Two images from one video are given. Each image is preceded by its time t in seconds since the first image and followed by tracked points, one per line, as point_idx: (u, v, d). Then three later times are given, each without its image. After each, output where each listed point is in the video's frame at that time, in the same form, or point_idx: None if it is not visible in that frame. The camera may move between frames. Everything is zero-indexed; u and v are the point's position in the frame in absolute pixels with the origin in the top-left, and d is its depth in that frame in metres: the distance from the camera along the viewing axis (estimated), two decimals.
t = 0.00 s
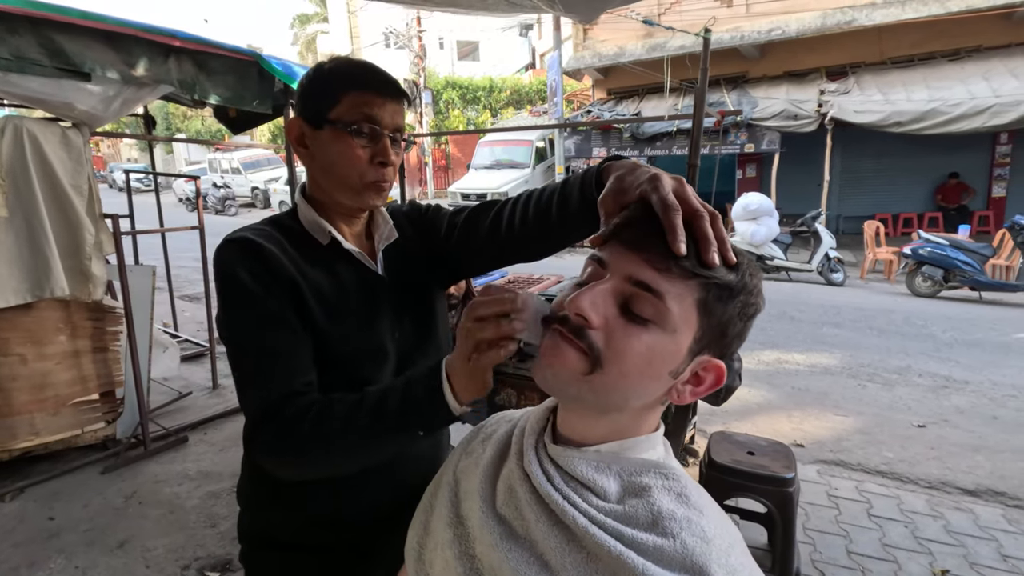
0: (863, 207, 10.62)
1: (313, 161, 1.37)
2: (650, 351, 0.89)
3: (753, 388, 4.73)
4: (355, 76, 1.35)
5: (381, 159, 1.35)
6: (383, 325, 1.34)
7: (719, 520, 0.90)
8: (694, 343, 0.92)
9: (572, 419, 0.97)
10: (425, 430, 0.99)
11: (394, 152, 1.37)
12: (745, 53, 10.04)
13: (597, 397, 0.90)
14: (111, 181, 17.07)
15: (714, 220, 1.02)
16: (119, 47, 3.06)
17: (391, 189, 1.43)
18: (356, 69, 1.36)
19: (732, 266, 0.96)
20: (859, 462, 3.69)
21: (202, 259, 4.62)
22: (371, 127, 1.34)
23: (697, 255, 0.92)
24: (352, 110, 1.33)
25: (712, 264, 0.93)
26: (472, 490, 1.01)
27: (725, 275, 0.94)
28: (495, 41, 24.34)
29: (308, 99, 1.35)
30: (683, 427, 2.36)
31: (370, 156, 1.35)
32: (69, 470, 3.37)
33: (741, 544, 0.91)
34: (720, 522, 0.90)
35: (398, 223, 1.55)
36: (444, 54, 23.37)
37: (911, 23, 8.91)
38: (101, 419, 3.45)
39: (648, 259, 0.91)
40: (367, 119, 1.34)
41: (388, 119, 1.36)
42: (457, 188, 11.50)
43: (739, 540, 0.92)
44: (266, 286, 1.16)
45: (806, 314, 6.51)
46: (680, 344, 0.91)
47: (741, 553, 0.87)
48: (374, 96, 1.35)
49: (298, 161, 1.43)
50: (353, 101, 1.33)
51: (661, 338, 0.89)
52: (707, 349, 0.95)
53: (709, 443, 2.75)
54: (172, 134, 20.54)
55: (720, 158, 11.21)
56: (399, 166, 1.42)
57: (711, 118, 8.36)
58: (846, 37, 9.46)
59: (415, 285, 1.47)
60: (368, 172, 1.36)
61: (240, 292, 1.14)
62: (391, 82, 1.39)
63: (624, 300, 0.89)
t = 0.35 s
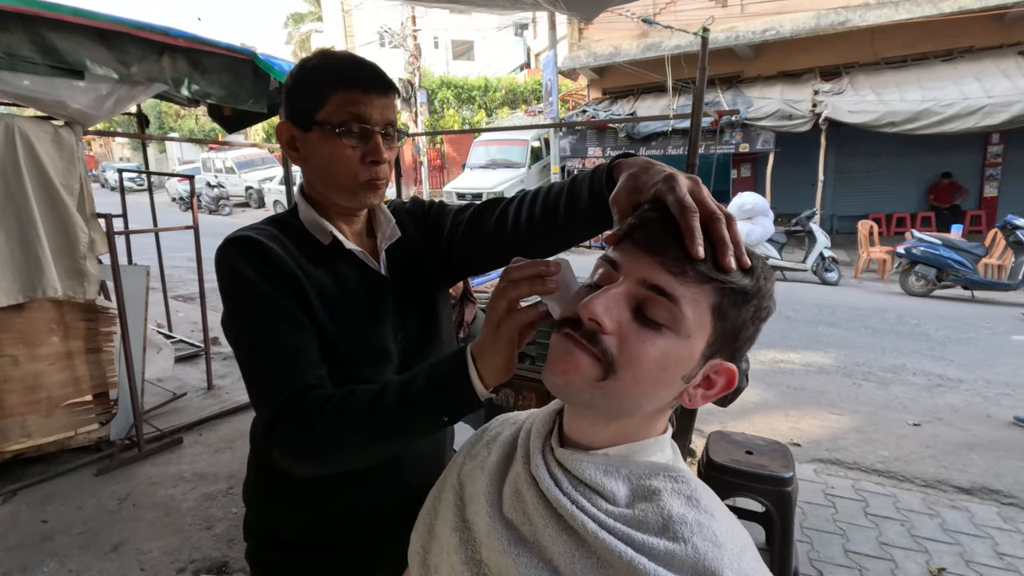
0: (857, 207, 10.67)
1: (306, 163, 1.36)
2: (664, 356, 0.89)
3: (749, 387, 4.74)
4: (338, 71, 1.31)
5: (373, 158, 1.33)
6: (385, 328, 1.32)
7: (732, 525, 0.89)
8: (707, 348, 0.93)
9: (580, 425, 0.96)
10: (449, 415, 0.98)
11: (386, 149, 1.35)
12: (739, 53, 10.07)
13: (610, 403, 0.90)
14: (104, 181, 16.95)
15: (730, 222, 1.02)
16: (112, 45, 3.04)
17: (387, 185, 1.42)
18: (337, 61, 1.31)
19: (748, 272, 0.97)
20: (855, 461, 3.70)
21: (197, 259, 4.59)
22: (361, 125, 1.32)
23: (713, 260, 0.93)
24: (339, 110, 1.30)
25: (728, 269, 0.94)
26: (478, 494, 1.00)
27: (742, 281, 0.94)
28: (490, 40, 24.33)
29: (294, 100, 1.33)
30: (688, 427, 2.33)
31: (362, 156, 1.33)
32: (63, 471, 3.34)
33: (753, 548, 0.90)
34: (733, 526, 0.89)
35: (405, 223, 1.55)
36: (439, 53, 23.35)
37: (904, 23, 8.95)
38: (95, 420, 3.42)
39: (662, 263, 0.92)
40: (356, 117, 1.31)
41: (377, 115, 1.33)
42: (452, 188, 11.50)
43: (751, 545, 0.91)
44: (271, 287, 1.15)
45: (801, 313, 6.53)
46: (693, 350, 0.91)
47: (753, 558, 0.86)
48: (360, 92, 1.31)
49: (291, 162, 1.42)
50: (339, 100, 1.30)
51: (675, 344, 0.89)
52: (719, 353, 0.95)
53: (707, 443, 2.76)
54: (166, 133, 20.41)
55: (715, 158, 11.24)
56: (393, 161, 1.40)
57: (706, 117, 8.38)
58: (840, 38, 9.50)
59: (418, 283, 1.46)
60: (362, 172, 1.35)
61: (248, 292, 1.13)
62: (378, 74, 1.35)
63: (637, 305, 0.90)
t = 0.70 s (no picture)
0: (850, 207, 10.71)
1: (283, 169, 1.35)
2: (677, 361, 0.89)
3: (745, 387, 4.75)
4: (304, 69, 1.27)
5: (350, 159, 1.31)
6: (382, 334, 1.31)
7: (742, 531, 0.89)
8: (720, 350, 0.94)
9: (589, 429, 0.96)
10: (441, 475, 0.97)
11: (364, 148, 1.32)
12: (734, 54, 10.10)
13: (622, 410, 0.90)
14: (97, 178, 16.85)
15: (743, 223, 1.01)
16: (104, 41, 3.00)
17: (370, 183, 1.39)
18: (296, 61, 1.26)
19: (760, 275, 0.98)
20: (850, 461, 3.71)
21: (191, 258, 4.55)
22: (334, 126, 1.29)
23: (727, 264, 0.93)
24: (309, 113, 1.27)
25: (743, 272, 0.94)
26: (482, 500, 0.98)
27: (756, 285, 0.96)
28: (486, 39, 24.29)
29: (262, 107, 1.31)
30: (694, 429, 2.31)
31: (339, 158, 1.31)
32: (52, 473, 3.29)
33: (762, 553, 0.90)
34: (743, 533, 0.89)
35: (395, 224, 1.52)
36: (434, 52, 23.33)
37: (898, 25, 8.98)
38: (86, 420, 3.39)
39: (677, 265, 0.91)
40: (327, 119, 1.28)
41: (350, 113, 1.30)
42: (447, 187, 11.49)
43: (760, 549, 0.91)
44: (260, 307, 1.11)
45: (796, 313, 6.55)
46: (706, 353, 0.92)
47: (763, 563, 0.87)
48: (329, 92, 1.28)
49: (268, 169, 1.41)
50: (307, 103, 1.27)
51: (689, 348, 0.90)
52: (731, 356, 0.97)
53: (704, 443, 2.75)
54: (159, 130, 20.30)
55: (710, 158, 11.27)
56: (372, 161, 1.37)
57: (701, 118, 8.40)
58: (835, 39, 9.54)
59: (410, 284, 1.44)
60: (341, 174, 1.33)
61: (235, 316, 1.09)
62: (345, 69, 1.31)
63: (650, 309, 0.90)
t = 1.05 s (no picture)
0: (845, 208, 10.74)
1: (262, 169, 1.25)
2: (715, 355, 0.91)
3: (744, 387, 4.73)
4: (276, 59, 1.13)
5: (336, 157, 1.21)
6: (385, 338, 1.26)
7: (789, 546, 0.90)
8: (760, 347, 0.96)
9: (628, 440, 0.98)
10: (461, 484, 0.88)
11: (349, 143, 1.22)
12: (731, 54, 10.12)
13: (659, 411, 0.92)
14: (88, 174, 16.67)
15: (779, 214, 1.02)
16: (98, 33, 2.94)
17: (358, 177, 1.30)
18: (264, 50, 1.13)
19: (799, 267, 0.99)
20: (851, 463, 3.69)
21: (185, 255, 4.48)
22: (315, 122, 1.18)
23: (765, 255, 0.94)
24: (286, 109, 1.16)
25: (781, 263, 0.96)
26: (509, 515, 1.02)
27: (794, 276, 0.97)
28: (482, 37, 24.22)
29: (233, 101, 1.19)
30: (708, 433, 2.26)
31: (322, 156, 1.20)
32: (43, 474, 3.22)
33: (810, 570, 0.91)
34: (790, 549, 0.90)
35: (394, 223, 1.47)
36: (429, 49, 23.27)
37: (893, 27, 9.03)
38: (77, 420, 3.31)
39: (712, 256, 0.93)
40: (306, 116, 1.17)
41: (332, 106, 1.19)
42: (443, 185, 11.44)
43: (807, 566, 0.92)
44: (251, 318, 1.02)
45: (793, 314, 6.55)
46: (746, 348, 0.93)
47: None
48: (307, 83, 1.16)
49: (245, 168, 1.30)
50: (283, 98, 1.15)
51: (728, 343, 0.91)
52: (771, 355, 0.99)
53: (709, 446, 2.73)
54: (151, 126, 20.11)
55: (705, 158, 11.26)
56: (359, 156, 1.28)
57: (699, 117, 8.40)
58: (831, 40, 9.57)
59: (411, 287, 1.39)
60: (326, 173, 1.23)
61: (223, 330, 1.01)
62: (323, 55, 1.17)
63: (685, 303, 0.91)
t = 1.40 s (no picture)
0: (841, 211, 10.77)
1: (252, 159, 1.15)
2: (740, 334, 0.96)
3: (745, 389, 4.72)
4: (274, 32, 1.04)
5: (345, 140, 1.16)
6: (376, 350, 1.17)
7: (839, 560, 0.95)
8: (789, 327, 1.01)
9: (655, 440, 1.09)
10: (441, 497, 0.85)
11: (356, 125, 1.17)
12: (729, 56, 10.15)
13: (688, 393, 0.99)
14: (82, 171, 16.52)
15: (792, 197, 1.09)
16: (95, 25, 2.89)
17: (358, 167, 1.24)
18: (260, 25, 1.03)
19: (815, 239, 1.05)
20: (854, 466, 3.68)
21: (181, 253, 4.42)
22: (321, 102, 1.11)
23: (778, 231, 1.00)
24: (292, 89, 1.08)
25: (796, 238, 1.02)
26: (536, 527, 1.09)
27: (811, 250, 1.02)
28: (479, 37, 24.17)
29: (220, 81, 1.07)
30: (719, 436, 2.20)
31: (331, 140, 1.14)
32: (36, 474, 3.16)
33: None
34: (840, 562, 0.95)
35: (392, 226, 1.40)
36: (427, 49, 23.24)
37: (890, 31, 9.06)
38: (71, 419, 3.26)
39: (724, 235, 0.99)
40: (313, 96, 1.10)
41: (336, 86, 1.13)
42: (440, 184, 11.39)
43: None
44: (213, 338, 0.92)
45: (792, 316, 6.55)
46: (772, 327, 0.98)
47: None
48: (313, 60, 1.09)
49: (228, 159, 1.19)
50: (287, 76, 1.07)
51: (750, 321, 0.97)
52: (803, 338, 1.04)
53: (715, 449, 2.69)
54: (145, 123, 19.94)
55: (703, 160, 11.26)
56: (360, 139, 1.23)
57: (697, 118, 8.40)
58: (828, 43, 9.59)
59: (406, 294, 1.30)
60: (335, 160, 1.16)
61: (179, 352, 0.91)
62: (323, 32, 1.10)
63: (699, 285, 0.98)
